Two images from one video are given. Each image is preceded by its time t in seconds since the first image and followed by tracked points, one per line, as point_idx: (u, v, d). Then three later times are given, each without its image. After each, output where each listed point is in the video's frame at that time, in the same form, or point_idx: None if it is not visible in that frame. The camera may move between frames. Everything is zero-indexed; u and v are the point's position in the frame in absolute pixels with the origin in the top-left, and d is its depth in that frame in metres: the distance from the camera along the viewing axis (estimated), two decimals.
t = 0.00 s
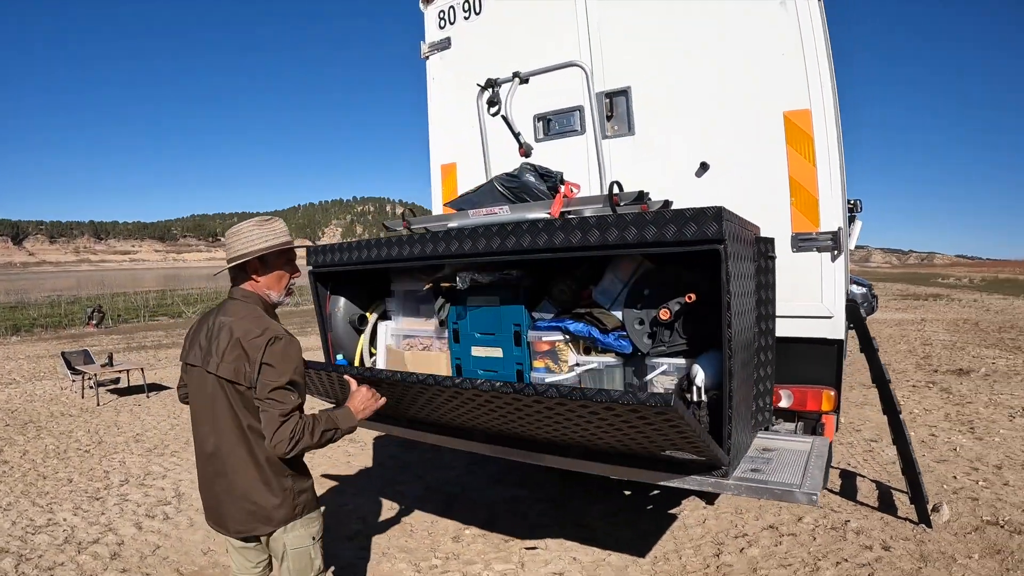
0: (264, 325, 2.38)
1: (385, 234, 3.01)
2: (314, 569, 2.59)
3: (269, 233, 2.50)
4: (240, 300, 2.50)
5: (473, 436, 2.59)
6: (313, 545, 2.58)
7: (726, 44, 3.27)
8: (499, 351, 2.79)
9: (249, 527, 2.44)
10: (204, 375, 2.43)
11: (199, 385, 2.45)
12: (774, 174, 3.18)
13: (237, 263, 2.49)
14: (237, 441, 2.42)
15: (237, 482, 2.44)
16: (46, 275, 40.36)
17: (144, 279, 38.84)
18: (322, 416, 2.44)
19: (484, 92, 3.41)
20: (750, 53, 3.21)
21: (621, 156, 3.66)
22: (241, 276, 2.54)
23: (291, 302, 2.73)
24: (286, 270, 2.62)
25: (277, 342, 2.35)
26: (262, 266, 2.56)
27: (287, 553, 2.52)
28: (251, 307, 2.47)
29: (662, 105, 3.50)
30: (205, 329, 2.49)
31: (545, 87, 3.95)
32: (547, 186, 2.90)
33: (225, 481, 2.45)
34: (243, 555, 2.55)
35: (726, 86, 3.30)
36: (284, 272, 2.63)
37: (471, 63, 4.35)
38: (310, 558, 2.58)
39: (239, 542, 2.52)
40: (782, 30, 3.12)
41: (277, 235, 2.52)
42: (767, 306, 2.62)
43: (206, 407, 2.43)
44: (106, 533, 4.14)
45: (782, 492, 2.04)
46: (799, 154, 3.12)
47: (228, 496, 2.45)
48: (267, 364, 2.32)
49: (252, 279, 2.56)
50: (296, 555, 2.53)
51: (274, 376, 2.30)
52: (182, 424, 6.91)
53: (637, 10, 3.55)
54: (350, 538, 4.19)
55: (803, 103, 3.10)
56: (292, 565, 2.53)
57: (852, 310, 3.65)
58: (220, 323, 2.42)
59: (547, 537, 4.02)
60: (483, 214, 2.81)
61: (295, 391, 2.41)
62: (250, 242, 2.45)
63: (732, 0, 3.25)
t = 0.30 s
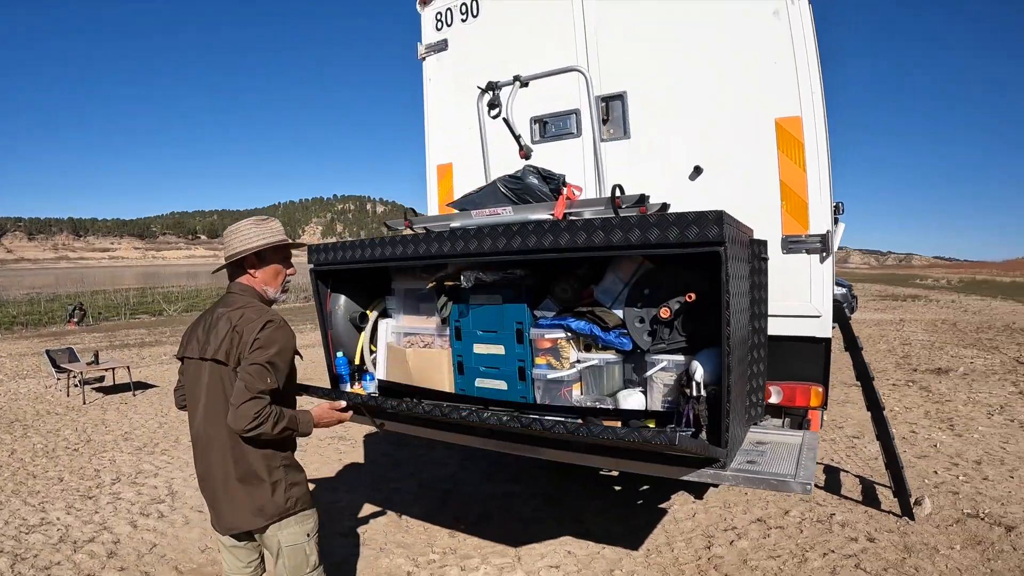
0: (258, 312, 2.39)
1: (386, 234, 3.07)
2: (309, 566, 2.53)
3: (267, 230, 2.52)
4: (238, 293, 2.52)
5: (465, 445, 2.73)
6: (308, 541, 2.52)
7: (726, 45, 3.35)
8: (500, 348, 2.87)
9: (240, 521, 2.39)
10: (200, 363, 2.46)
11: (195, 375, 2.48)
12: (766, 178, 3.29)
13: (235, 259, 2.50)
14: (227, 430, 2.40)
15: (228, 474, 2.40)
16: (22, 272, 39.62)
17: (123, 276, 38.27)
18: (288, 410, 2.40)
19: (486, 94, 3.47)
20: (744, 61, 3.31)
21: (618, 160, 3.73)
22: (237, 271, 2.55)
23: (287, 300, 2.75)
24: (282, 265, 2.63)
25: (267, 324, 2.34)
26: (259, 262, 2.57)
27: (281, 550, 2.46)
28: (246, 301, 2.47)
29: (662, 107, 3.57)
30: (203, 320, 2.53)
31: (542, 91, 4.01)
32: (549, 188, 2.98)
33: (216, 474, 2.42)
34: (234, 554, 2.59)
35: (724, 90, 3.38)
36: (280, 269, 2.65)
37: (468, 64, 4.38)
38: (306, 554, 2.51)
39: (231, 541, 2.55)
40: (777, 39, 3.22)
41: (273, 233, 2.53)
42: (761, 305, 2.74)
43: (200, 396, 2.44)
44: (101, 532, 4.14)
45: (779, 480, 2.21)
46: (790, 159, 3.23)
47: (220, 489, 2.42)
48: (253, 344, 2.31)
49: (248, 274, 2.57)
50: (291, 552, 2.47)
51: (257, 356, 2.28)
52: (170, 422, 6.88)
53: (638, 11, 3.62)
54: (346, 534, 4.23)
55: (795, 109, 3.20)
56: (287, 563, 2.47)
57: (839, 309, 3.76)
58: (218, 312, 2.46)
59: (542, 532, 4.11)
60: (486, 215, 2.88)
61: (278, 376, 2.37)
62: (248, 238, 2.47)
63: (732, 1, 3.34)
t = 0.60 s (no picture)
0: (262, 308, 2.41)
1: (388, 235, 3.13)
2: (301, 566, 2.49)
3: (272, 232, 2.57)
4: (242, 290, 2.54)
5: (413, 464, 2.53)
6: (299, 541, 2.48)
7: (724, 48, 3.44)
8: (502, 347, 2.94)
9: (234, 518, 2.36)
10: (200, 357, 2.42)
11: (194, 369, 2.44)
12: (760, 182, 3.38)
13: (240, 258, 2.53)
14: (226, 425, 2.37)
15: (222, 469, 2.36)
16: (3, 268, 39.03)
17: (108, 273, 37.83)
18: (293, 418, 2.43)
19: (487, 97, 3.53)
20: (742, 69, 3.40)
21: (616, 162, 3.80)
22: (242, 269, 2.58)
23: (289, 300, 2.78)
24: (286, 265, 2.67)
25: (274, 322, 2.37)
26: (264, 260, 2.60)
27: (272, 550, 2.43)
28: (252, 298, 2.51)
29: (660, 108, 3.65)
30: (205, 316, 2.50)
31: (541, 94, 4.08)
32: (552, 191, 3.05)
33: (210, 469, 2.38)
34: (232, 552, 2.50)
35: (720, 95, 3.47)
36: (285, 268, 2.69)
37: (467, 66, 4.42)
38: (297, 554, 2.48)
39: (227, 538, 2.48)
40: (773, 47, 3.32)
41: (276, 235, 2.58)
42: (756, 306, 2.83)
43: (198, 390, 2.40)
44: (96, 530, 4.15)
45: (774, 475, 2.43)
46: (783, 165, 3.32)
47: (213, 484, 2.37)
48: (259, 340, 2.32)
49: (253, 272, 2.61)
50: (282, 552, 2.44)
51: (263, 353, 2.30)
52: (162, 420, 6.85)
53: (637, 13, 3.70)
54: (343, 531, 4.27)
55: (789, 115, 3.30)
56: (278, 562, 2.45)
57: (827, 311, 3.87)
58: (222, 308, 2.45)
59: (539, 529, 4.17)
60: (487, 217, 2.94)
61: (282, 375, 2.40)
62: (253, 239, 2.50)
63: (731, 3, 3.43)
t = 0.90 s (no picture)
0: (280, 313, 2.36)
1: (386, 232, 3.13)
2: (297, 562, 2.46)
3: (294, 234, 2.52)
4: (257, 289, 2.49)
5: (383, 500, 2.33)
6: (295, 536, 2.44)
7: (721, 48, 3.46)
8: (499, 343, 2.96)
9: (224, 513, 2.32)
10: (207, 352, 2.35)
11: (201, 364, 2.37)
12: (756, 182, 3.40)
13: (259, 258, 2.49)
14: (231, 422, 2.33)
15: (220, 465, 2.32)
16: None
17: (100, 271, 37.62)
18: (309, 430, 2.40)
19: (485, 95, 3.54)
20: (738, 70, 3.42)
21: (612, 161, 3.82)
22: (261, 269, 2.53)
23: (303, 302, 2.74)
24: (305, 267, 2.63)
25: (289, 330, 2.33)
26: (284, 262, 2.56)
27: (268, 545, 2.40)
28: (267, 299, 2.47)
29: (657, 108, 3.67)
30: (217, 311, 2.45)
31: (539, 93, 4.09)
32: (550, 189, 3.06)
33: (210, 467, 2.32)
34: (226, 547, 2.50)
35: (716, 95, 3.49)
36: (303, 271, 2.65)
37: (464, 64, 4.42)
38: (293, 550, 2.44)
39: (220, 533, 2.47)
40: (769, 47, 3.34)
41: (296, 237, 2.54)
42: (751, 304, 2.86)
43: (205, 384, 2.34)
44: (91, 527, 4.14)
45: (769, 471, 2.48)
46: (778, 165, 3.35)
47: (208, 478, 2.33)
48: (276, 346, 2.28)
49: (271, 272, 2.56)
50: (278, 547, 2.40)
51: (280, 363, 2.27)
52: (155, 417, 6.83)
53: (634, 13, 3.72)
54: (339, 527, 4.28)
55: (784, 115, 3.32)
56: (274, 558, 2.41)
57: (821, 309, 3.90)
58: (236, 306, 2.39)
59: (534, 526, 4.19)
60: (485, 215, 2.96)
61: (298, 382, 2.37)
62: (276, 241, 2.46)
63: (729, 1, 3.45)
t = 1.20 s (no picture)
0: (298, 320, 2.27)
1: (379, 232, 3.12)
2: (301, 560, 2.38)
3: (313, 237, 2.42)
4: (274, 292, 2.37)
5: (377, 525, 2.31)
6: (300, 534, 2.37)
7: (713, 48, 3.47)
8: (491, 343, 2.97)
9: (232, 514, 2.25)
10: (221, 354, 2.24)
11: (212, 363, 2.27)
12: (748, 182, 3.41)
13: (278, 261, 2.38)
14: (244, 426, 2.25)
15: (230, 467, 2.24)
16: None
17: (93, 271, 37.43)
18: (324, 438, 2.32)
19: (478, 95, 3.54)
20: (732, 70, 3.43)
21: (604, 161, 3.82)
22: (280, 272, 2.43)
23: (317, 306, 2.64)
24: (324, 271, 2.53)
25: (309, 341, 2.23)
26: (303, 265, 2.46)
27: (273, 543, 2.33)
28: (284, 300, 2.37)
29: (648, 108, 3.67)
30: (230, 308, 2.35)
31: (533, 93, 4.08)
32: (541, 188, 3.07)
33: (218, 468, 2.25)
34: (226, 546, 2.43)
35: (708, 95, 3.49)
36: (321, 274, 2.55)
37: (457, 64, 4.42)
38: (298, 547, 2.37)
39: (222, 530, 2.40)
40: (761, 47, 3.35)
41: (316, 240, 2.42)
42: (742, 303, 2.87)
43: (216, 385, 2.25)
44: (83, 528, 4.11)
45: (761, 470, 2.50)
46: (770, 165, 3.36)
47: (218, 478, 2.25)
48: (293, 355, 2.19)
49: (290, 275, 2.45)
50: (283, 545, 2.33)
51: (299, 376, 2.17)
52: (148, 418, 6.80)
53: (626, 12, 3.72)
54: (330, 526, 4.27)
55: (776, 115, 3.33)
56: (278, 556, 2.33)
57: (813, 308, 3.91)
58: (252, 309, 2.26)
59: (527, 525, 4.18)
60: (478, 215, 2.95)
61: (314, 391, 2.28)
62: (295, 242, 2.35)
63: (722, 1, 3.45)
